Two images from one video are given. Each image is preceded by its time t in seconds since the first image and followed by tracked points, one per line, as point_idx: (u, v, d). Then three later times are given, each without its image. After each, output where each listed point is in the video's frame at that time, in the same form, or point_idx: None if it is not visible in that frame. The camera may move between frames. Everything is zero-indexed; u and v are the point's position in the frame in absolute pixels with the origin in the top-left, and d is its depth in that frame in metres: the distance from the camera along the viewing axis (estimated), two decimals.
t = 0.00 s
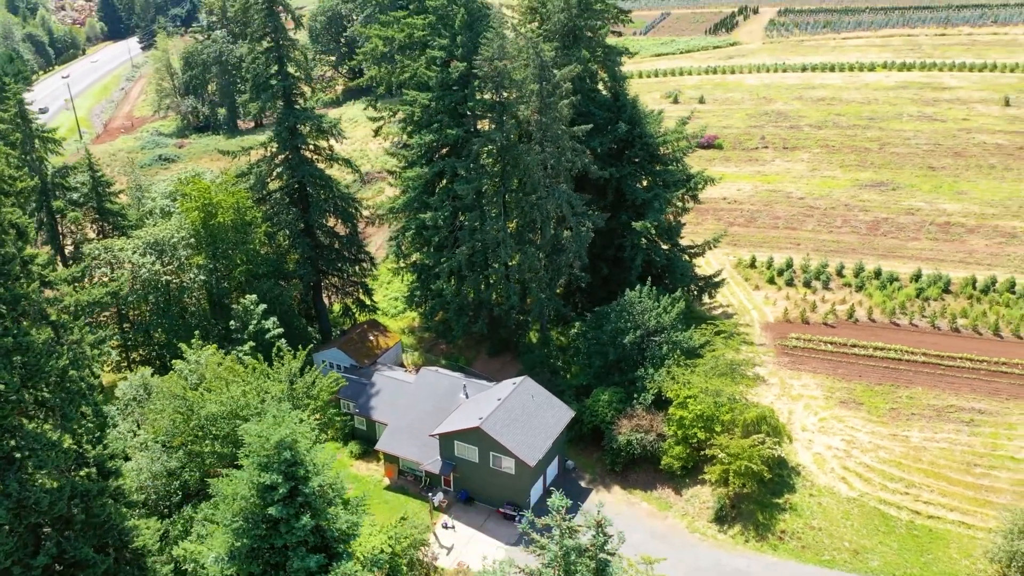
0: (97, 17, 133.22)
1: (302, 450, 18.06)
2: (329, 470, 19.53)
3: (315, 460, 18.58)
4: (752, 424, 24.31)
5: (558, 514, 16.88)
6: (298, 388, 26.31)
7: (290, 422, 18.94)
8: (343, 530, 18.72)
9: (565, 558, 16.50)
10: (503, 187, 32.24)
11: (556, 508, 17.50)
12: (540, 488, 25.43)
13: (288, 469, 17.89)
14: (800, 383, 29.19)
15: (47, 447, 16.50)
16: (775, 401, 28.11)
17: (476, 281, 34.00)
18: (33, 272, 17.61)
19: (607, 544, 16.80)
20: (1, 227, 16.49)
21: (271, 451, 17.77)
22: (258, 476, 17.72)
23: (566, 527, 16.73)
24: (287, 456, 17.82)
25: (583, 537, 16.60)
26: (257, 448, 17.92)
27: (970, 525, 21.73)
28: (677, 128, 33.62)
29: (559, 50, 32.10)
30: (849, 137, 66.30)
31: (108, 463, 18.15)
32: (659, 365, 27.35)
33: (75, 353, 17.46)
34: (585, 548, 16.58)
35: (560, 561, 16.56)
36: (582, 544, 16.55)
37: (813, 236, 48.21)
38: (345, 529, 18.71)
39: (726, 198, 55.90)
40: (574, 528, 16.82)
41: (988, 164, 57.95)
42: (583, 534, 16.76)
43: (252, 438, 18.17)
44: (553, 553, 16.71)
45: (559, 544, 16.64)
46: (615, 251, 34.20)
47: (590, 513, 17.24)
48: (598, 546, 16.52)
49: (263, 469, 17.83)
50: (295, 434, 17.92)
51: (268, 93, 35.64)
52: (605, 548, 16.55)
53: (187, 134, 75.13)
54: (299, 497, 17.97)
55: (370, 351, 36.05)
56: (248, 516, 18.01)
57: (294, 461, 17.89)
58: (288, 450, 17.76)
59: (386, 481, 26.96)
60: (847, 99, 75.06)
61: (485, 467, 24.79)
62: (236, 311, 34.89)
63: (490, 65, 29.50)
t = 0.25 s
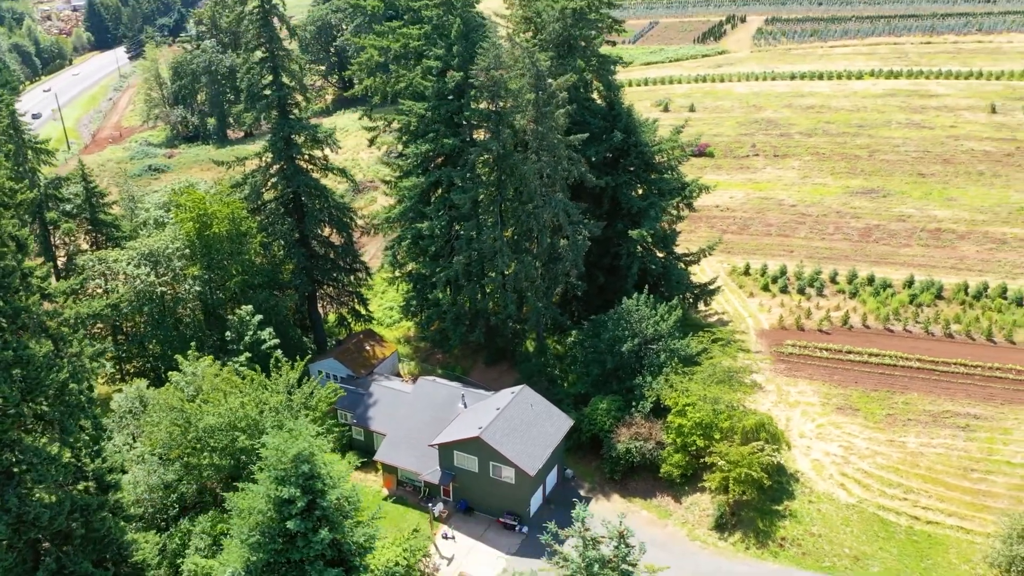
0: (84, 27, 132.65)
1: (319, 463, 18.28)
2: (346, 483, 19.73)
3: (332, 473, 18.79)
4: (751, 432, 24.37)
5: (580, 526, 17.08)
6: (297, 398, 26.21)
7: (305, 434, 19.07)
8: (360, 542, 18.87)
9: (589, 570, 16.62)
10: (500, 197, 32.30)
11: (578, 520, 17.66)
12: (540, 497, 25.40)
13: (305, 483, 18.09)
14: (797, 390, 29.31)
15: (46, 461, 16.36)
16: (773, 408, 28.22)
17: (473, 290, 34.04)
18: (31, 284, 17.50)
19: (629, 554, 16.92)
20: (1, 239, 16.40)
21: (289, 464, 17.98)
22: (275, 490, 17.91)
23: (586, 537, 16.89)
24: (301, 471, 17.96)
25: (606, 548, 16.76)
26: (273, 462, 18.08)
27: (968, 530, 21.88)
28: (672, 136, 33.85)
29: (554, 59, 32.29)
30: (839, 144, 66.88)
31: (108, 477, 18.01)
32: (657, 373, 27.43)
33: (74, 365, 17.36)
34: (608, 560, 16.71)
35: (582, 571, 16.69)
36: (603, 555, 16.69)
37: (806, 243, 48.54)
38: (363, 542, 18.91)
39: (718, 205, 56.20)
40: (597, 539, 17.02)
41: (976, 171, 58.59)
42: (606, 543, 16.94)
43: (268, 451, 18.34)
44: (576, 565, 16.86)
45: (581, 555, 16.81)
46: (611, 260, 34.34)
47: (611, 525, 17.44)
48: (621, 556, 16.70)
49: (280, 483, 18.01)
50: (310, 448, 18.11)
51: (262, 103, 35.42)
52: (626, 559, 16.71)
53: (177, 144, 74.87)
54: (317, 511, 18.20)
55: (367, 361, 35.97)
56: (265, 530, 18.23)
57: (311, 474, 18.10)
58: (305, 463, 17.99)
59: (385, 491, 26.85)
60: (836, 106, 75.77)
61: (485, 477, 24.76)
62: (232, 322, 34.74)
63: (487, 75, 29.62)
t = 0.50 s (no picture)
0: (71, 36, 132.06)
1: (336, 477, 18.98)
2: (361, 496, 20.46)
3: (347, 486, 19.50)
4: (750, 439, 24.47)
5: (602, 538, 17.47)
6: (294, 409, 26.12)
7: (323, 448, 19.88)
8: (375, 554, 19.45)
9: None
10: (496, 206, 32.38)
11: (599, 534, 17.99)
12: (539, 506, 25.36)
13: (322, 496, 18.77)
14: (793, 396, 29.45)
15: (45, 476, 16.24)
16: (770, 415, 28.33)
17: (469, 299, 34.06)
18: (29, 297, 17.42)
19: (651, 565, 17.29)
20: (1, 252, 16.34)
21: (307, 478, 18.63)
22: (293, 503, 18.54)
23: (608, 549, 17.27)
24: (318, 484, 18.64)
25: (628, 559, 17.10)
26: (290, 476, 18.76)
27: (966, 535, 22.04)
28: (666, 145, 34.11)
29: (550, 69, 32.49)
30: (829, 151, 67.47)
31: (106, 490, 17.88)
32: (654, 381, 27.51)
33: (73, 378, 17.26)
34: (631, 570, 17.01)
35: None
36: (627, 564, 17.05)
37: (798, 250, 48.88)
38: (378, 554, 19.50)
39: (710, 213, 56.49)
40: (620, 550, 17.34)
41: (964, 178, 59.26)
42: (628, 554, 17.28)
43: (285, 465, 19.03)
44: None
45: (604, 567, 17.11)
46: (607, 268, 34.49)
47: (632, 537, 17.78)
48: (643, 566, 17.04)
49: (298, 496, 18.66)
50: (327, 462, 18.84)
51: (257, 113, 35.35)
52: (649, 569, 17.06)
53: (165, 154, 74.52)
54: (334, 524, 18.84)
55: (363, 371, 35.88)
56: (281, 544, 18.84)
57: (329, 487, 18.79)
58: (322, 477, 18.70)
59: (383, 502, 26.73)
60: (825, 114, 76.48)
61: (484, 486, 24.72)
62: (227, 333, 34.57)
63: (483, 84, 29.77)
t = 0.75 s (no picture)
0: (57, 46, 131.57)
1: (352, 490, 18.94)
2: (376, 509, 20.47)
3: (362, 501, 19.52)
4: (748, 446, 24.55)
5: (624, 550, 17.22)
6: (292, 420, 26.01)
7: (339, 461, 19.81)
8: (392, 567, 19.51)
9: None
10: (492, 215, 32.44)
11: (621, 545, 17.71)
12: (538, 516, 25.33)
13: (339, 510, 18.74)
14: (789, 403, 29.59)
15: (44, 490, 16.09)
16: (766, 422, 28.46)
17: (466, 308, 34.06)
18: (27, 310, 17.31)
19: None
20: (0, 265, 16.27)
21: (324, 492, 18.58)
22: (311, 518, 18.53)
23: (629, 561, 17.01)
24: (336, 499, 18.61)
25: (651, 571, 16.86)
26: (307, 491, 18.68)
27: (964, 540, 22.19)
28: (660, 154, 34.32)
29: (545, 78, 32.66)
30: (818, 159, 68.08)
31: (105, 505, 17.72)
32: (652, 389, 27.57)
33: (72, 392, 17.15)
34: None
35: None
36: None
37: (791, 257, 49.24)
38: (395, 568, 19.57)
39: (702, 221, 56.81)
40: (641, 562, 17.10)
41: (952, 184, 59.92)
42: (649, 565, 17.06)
43: (300, 479, 18.95)
44: None
45: None
46: (602, 276, 34.61)
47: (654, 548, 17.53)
48: None
49: (315, 510, 18.63)
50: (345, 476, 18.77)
51: (251, 123, 35.29)
52: None
53: (154, 164, 74.22)
54: (352, 539, 18.86)
55: (359, 381, 35.77)
56: (297, 559, 18.93)
57: (345, 501, 18.75)
58: (340, 491, 18.63)
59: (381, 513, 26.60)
60: (813, 121, 77.19)
61: (483, 496, 24.67)
62: (222, 344, 34.34)
63: (479, 94, 29.89)
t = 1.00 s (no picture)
0: (43, 56, 130.95)
1: (369, 504, 19.44)
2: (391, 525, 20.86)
3: (379, 515, 19.94)
4: (746, 453, 24.65)
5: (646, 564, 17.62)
6: (289, 432, 25.86)
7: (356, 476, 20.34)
8: None
9: None
10: (488, 224, 32.51)
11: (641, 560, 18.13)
12: (537, 525, 25.29)
13: (356, 524, 19.13)
14: (785, 410, 29.74)
15: (42, 506, 15.94)
16: (763, 428, 28.59)
17: (462, 317, 34.05)
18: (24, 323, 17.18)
19: None
20: None
21: (340, 506, 19.07)
22: (328, 532, 18.91)
23: None
24: (352, 513, 19.06)
25: None
26: (325, 505, 19.12)
27: (962, 545, 22.34)
28: (654, 162, 34.54)
29: (539, 87, 32.81)
30: (808, 166, 68.68)
31: (103, 519, 17.58)
32: (649, 397, 27.63)
33: (70, 405, 17.02)
34: None
35: None
36: None
37: (783, 264, 49.59)
38: None
39: (694, 228, 57.12)
40: None
41: (941, 191, 60.56)
42: None
43: (317, 493, 19.38)
44: None
45: None
46: (598, 284, 34.74)
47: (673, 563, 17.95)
48: None
49: (332, 525, 19.03)
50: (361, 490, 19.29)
51: (245, 133, 35.13)
52: None
53: (142, 174, 73.90)
54: (369, 553, 19.15)
55: (354, 391, 35.64)
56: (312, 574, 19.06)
57: (362, 515, 19.20)
58: (356, 504, 19.15)
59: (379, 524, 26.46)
60: (802, 129, 77.90)
61: (483, 506, 24.61)
62: (217, 355, 34.10)
63: (474, 103, 29.96)
